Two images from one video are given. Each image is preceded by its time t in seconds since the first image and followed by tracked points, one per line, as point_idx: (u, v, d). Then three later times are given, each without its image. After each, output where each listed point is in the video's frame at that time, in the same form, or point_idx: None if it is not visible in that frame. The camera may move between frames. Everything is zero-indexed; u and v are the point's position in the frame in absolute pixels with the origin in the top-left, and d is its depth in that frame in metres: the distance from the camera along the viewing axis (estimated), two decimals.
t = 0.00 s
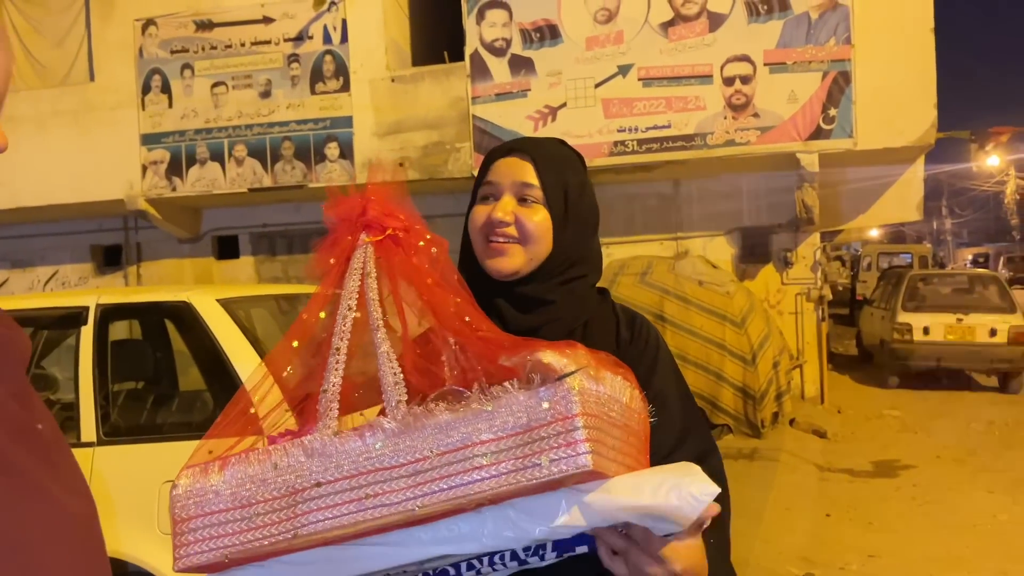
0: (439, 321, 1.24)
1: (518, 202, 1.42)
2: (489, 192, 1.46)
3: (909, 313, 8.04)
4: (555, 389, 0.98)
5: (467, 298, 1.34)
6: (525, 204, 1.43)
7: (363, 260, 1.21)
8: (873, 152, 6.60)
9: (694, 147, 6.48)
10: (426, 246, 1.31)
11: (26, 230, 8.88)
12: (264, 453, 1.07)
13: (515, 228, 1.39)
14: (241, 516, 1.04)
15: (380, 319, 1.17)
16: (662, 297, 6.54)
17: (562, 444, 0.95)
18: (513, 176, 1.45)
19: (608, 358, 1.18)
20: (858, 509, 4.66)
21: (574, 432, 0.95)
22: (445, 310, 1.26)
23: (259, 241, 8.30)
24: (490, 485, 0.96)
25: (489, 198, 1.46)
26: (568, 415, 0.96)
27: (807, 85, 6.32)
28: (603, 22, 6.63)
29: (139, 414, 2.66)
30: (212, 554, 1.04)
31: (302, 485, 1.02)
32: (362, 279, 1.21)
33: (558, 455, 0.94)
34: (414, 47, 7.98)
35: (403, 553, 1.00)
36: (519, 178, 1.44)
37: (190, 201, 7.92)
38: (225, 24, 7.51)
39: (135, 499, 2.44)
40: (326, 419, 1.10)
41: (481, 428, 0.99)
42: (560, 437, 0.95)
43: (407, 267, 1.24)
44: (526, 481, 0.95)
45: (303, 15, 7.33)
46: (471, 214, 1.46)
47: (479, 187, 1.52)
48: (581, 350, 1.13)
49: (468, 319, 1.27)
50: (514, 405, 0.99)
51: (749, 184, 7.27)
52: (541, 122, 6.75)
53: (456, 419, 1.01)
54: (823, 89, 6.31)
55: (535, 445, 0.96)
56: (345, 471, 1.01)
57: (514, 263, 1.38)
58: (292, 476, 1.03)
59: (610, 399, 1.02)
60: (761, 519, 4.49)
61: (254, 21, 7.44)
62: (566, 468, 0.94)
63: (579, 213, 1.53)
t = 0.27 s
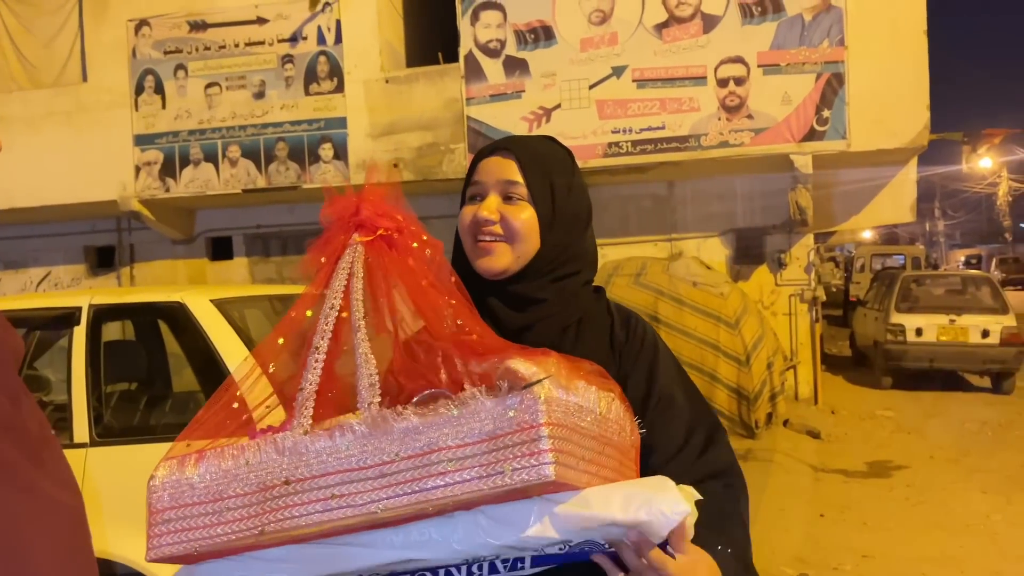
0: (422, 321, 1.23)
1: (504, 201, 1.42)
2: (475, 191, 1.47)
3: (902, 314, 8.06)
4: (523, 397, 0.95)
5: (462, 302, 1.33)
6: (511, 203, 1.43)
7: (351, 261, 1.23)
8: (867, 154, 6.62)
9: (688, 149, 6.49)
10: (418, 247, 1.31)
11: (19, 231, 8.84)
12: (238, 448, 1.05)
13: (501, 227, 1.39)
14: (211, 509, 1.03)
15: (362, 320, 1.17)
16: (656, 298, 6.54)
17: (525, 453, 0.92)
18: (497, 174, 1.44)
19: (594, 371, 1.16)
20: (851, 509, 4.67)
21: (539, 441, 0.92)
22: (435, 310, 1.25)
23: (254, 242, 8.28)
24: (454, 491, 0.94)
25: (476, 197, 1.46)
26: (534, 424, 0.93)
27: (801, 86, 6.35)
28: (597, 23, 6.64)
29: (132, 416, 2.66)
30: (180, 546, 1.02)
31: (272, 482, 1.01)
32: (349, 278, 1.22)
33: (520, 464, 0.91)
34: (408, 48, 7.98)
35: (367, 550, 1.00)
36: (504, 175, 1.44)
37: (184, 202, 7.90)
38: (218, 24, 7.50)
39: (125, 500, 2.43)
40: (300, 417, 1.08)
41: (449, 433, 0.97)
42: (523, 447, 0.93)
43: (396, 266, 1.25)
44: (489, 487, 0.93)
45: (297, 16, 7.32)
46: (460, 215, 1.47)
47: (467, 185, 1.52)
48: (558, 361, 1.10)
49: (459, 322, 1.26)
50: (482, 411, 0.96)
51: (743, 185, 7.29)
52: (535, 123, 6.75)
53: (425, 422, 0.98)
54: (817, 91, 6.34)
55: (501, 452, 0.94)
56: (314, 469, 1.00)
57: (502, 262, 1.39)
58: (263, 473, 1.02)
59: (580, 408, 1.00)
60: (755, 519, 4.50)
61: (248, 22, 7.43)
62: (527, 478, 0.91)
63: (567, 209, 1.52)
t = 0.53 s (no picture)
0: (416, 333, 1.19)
1: (496, 211, 1.41)
2: (470, 200, 1.47)
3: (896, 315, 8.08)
4: (498, 419, 0.91)
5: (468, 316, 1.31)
6: (505, 210, 1.42)
7: (353, 269, 1.23)
8: (860, 156, 6.64)
9: (683, 150, 6.51)
10: (427, 258, 1.32)
11: (12, 232, 8.81)
12: (221, 447, 1.03)
13: (495, 236, 1.38)
14: (185, 506, 1.00)
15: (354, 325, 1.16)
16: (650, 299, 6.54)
17: (492, 477, 0.88)
18: (489, 181, 1.43)
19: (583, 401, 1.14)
20: (846, 510, 4.68)
21: (509, 466, 0.87)
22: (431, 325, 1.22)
23: (248, 244, 8.27)
24: (418, 507, 0.90)
25: (470, 206, 1.46)
26: (505, 447, 0.88)
27: (795, 88, 6.37)
28: (592, 25, 6.65)
29: (126, 418, 2.65)
30: (153, 537, 1.00)
31: (247, 484, 0.98)
32: (349, 285, 1.22)
33: (486, 488, 0.87)
34: (403, 49, 7.98)
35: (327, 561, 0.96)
36: (495, 183, 1.43)
37: (178, 203, 7.88)
38: (213, 25, 7.49)
39: (118, 501, 2.43)
40: (283, 420, 1.05)
41: (420, 449, 0.92)
42: (491, 470, 0.88)
43: (397, 275, 1.24)
44: (455, 508, 0.89)
45: (292, 17, 7.32)
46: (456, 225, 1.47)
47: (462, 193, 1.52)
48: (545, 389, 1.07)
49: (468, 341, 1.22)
50: (456, 430, 0.92)
51: (738, 187, 7.30)
52: (530, 124, 6.75)
53: (399, 436, 0.94)
54: (811, 93, 6.37)
55: (468, 474, 0.89)
56: (286, 472, 0.97)
57: (500, 275, 1.39)
58: (240, 473, 0.99)
59: (556, 437, 0.96)
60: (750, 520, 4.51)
61: (243, 23, 7.42)
62: (492, 502, 0.87)
63: (559, 210, 1.51)
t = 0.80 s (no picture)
0: (403, 351, 1.13)
1: (491, 214, 1.41)
2: (465, 202, 1.46)
3: (891, 317, 8.11)
4: (467, 449, 0.88)
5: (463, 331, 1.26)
6: (500, 210, 1.42)
7: (340, 285, 1.16)
8: (855, 158, 6.66)
9: (678, 152, 6.53)
10: (418, 272, 1.25)
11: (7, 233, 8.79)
12: (200, 465, 0.98)
13: (491, 237, 1.39)
14: (157, 524, 0.97)
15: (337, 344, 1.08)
16: (645, 302, 6.55)
17: (460, 506, 0.86)
18: (483, 184, 1.42)
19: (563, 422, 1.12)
20: (840, 512, 4.69)
21: (478, 496, 0.85)
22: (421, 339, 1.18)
23: (244, 245, 8.27)
24: (387, 535, 0.88)
25: (465, 210, 1.46)
26: (474, 478, 0.86)
27: (790, 91, 6.40)
28: (588, 27, 6.66)
29: (121, 419, 2.65)
30: (128, 552, 0.97)
31: (224, 503, 0.94)
32: (334, 305, 1.14)
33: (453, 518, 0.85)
34: (400, 51, 7.99)
35: None
36: (490, 187, 1.41)
37: (174, 204, 7.88)
38: (209, 27, 7.49)
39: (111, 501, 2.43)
40: (264, 438, 1.00)
41: (393, 475, 0.89)
42: (460, 499, 0.86)
43: (388, 292, 1.18)
44: (424, 537, 0.86)
45: (288, 19, 7.32)
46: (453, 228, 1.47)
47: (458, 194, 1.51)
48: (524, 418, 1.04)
49: (465, 361, 1.16)
50: (426, 455, 0.89)
51: (733, 189, 7.32)
52: (526, 126, 6.76)
53: (374, 460, 0.90)
54: (806, 95, 6.39)
55: (437, 503, 0.87)
56: (259, 494, 0.93)
57: (496, 273, 1.39)
58: (218, 493, 0.95)
59: (528, 465, 0.94)
60: (744, 521, 4.51)
61: (240, 24, 7.42)
62: (459, 532, 0.85)
63: (555, 211, 1.49)
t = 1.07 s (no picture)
0: (384, 391, 1.10)
1: (499, 213, 1.40)
2: (471, 202, 1.44)
3: (889, 318, 8.12)
4: (437, 515, 0.86)
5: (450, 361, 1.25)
6: (508, 212, 1.40)
7: (318, 330, 1.10)
8: (853, 159, 6.66)
9: (676, 153, 6.53)
10: (403, 306, 1.20)
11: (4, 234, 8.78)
12: (175, 520, 0.93)
13: (499, 238, 1.37)
14: None
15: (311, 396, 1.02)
16: (644, 303, 6.55)
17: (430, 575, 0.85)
18: (491, 183, 1.41)
19: (542, 470, 1.10)
20: (839, 513, 4.69)
21: (446, 565, 0.85)
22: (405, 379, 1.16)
23: (242, 246, 8.26)
24: None
25: (471, 208, 1.44)
26: (443, 547, 0.85)
27: (788, 92, 6.40)
28: (586, 29, 6.66)
29: (119, 421, 2.64)
30: None
31: (201, 562, 0.91)
32: (312, 349, 1.09)
33: None
34: (398, 52, 7.99)
35: None
36: (497, 185, 1.40)
37: (172, 205, 7.87)
38: (207, 27, 7.49)
39: (109, 502, 2.43)
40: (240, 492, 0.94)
41: (364, 538, 0.87)
42: (430, 567, 0.85)
43: (371, 334, 1.13)
44: None
45: (287, 19, 7.33)
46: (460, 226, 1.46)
47: (465, 192, 1.49)
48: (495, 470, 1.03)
49: (453, 399, 1.16)
50: (398, 521, 0.87)
51: (731, 190, 7.33)
52: (524, 127, 6.76)
53: (346, 522, 0.88)
54: (804, 96, 6.39)
55: (408, 569, 0.86)
56: (232, 555, 0.90)
57: (503, 272, 1.38)
58: (194, 551, 0.91)
59: (503, 523, 0.92)
60: (742, 522, 4.52)
61: (238, 25, 7.42)
62: None
63: (563, 211, 1.47)
